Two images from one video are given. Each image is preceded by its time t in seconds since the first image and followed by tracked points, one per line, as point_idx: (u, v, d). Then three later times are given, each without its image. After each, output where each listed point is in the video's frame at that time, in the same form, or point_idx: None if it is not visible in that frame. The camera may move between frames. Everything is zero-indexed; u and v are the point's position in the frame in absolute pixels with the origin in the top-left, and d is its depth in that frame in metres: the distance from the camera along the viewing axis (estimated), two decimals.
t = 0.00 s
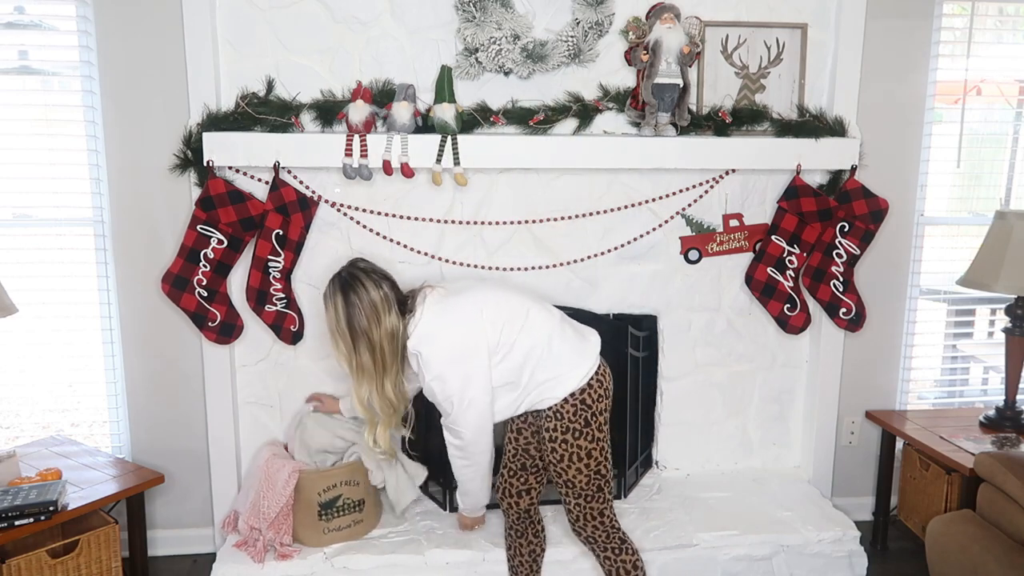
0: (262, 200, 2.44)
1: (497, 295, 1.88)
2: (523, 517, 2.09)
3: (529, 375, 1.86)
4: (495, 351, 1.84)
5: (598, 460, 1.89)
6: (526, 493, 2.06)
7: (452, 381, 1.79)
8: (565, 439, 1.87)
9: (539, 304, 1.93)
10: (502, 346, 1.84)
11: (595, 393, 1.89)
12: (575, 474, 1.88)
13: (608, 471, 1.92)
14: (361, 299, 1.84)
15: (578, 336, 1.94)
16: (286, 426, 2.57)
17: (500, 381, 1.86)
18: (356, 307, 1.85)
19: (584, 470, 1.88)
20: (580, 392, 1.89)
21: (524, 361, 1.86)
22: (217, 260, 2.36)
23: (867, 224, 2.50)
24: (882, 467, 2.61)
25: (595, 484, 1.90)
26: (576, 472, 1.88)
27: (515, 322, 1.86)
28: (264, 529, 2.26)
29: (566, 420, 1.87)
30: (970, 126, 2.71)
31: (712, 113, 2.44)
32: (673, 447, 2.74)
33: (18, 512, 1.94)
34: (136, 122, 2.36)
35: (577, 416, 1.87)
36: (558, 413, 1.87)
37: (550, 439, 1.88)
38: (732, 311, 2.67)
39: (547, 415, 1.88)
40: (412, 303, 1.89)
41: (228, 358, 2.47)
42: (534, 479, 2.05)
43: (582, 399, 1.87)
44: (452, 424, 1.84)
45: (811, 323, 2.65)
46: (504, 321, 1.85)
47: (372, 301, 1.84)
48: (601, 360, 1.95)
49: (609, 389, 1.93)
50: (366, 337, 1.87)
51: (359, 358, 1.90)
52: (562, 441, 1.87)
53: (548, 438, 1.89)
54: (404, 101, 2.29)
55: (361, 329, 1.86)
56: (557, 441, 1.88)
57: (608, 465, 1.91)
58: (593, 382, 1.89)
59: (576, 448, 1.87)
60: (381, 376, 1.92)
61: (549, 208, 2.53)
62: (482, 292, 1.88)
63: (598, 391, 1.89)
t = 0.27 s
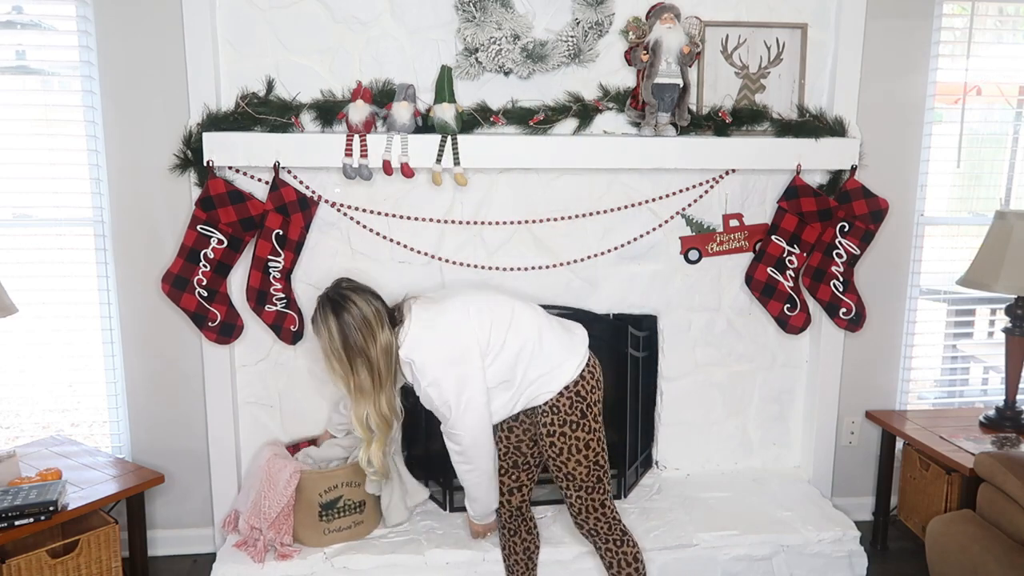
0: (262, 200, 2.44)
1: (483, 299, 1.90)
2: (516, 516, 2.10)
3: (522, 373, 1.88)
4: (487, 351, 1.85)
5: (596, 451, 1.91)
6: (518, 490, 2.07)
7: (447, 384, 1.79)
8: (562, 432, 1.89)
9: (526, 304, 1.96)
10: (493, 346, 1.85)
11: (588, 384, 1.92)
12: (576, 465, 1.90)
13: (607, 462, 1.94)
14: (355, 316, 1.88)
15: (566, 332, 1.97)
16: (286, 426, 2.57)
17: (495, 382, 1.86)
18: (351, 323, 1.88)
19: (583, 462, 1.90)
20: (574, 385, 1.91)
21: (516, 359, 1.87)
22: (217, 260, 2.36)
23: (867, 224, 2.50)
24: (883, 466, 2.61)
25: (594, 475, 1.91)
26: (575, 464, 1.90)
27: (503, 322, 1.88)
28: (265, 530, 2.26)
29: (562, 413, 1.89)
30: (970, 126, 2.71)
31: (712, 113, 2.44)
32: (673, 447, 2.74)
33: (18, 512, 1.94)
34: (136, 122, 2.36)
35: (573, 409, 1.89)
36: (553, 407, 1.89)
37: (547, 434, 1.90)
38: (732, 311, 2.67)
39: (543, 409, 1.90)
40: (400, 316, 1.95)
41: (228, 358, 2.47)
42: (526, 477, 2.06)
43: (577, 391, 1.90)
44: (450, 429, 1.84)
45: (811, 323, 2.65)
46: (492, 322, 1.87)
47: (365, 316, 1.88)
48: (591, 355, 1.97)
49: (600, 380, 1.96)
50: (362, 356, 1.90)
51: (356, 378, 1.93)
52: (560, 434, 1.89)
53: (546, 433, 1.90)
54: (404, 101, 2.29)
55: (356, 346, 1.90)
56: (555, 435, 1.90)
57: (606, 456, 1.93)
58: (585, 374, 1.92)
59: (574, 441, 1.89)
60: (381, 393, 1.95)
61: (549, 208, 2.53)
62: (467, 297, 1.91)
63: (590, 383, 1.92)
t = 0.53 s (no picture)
0: (262, 200, 2.44)
1: (503, 291, 1.91)
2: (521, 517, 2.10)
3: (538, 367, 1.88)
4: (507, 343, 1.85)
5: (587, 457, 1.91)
6: (524, 491, 2.07)
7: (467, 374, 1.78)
8: (563, 432, 1.89)
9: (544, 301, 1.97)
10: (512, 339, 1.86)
11: (598, 389, 1.92)
12: (568, 467, 1.90)
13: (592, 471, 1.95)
14: (372, 297, 1.83)
15: (581, 332, 1.99)
16: (286, 426, 2.57)
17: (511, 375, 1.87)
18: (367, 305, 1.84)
19: (574, 465, 1.90)
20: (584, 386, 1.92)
21: (535, 352, 1.87)
22: (217, 260, 2.36)
23: (867, 224, 2.50)
24: (882, 467, 2.61)
25: (580, 481, 1.92)
26: (565, 465, 1.90)
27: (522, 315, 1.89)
28: (263, 529, 2.25)
29: (566, 413, 1.89)
30: (970, 126, 2.71)
31: (712, 113, 2.44)
32: (673, 447, 2.74)
33: (18, 512, 1.94)
34: (136, 122, 2.36)
35: (580, 410, 1.89)
36: (562, 406, 1.89)
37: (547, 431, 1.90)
38: (732, 311, 2.67)
39: (549, 407, 1.90)
40: (418, 300, 1.90)
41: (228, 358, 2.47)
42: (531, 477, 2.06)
43: (587, 394, 1.90)
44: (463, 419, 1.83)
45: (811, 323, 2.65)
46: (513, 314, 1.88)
47: (382, 298, 1.84)
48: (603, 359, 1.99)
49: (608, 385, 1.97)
50: (376, 337, 1.85)
51: (368, 359, 1.89)
52: (561, 433, 1.89)
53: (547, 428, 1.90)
54: (404, 101, 2.29)
55: (372, 328, 1.85)
56: (553, 433, 1.89)
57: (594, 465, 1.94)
58: (597, 379, 1.92)
59: (570, 442, 1.89)
60: (393, 376, 1.90)
61: (549, 208, 2.53)
62: (487, 288, 1.91)
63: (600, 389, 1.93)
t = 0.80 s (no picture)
0: (262, 200, 2.44)
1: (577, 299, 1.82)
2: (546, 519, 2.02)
3: (612, 379, 1.80)
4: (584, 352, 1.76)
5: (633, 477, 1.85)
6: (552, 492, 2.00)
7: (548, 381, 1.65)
8: (621, 447, 1.80)
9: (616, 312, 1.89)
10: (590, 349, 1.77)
11: (662, 410, 1.85)
12: (612, 483, 1.83)
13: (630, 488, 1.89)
14: (435, 304, 1.66)
15: (652, 348, 1.92)
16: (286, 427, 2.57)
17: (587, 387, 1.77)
18: (429, 312, 1.67)
19: (618, 482, 1.83)
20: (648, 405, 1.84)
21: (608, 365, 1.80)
22: (217, 260, 2.36)
23: (867, 224, 2.50)
24: (883, 467, 2.61)
25: (616, 497, 1.86)
26: (612, 482, 1.82)
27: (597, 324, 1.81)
28: (252, 527, 2.27)
29: (628, 430, 1.80)
30: (970, 126, 2.71)
31: (712, 113, 2.44)
32: (673, 447, 2.74)
33: (18, 512, 1.94)
34: (136, 122, 2.36)
35: (643, 428, 1.81)
36: (625, 421, 1.80)
37: (599, 440, 1.80)
38: (732, 311, 2.67)
39: (609, 420, 1.81)
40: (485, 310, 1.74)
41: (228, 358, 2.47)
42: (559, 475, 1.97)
43: (652, 413, 1.82)
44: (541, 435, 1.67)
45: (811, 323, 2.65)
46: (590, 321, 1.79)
47: (445, 305, 1.67)
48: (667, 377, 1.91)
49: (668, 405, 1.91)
50: (436, 346, 1.69)
51: (426, 367, 1.71)
52: (617, 448, 1.80)
53: (602, 439, 1.80)
54: (404, 101, 2.29)
55: (432, 336, 1.68)
56: (608, 446, 1.80)
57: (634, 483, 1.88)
58: (663, 401, 1.85)
59: (624, 459, 1.81)
60: (451, 389, 1.73)
61: (548, 208, 2.53)
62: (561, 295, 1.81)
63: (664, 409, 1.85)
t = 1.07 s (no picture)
0: (262, 200, 2.44)
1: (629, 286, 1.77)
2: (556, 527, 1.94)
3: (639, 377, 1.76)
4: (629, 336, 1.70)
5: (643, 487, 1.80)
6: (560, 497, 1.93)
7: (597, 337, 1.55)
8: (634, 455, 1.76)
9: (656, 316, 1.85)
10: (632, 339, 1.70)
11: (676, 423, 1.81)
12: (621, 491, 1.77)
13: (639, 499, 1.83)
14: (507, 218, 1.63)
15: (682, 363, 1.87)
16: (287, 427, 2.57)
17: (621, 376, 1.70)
18: (499, 227, 1.63)
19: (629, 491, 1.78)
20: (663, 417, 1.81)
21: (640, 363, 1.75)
22: (217, 260, 2.36)
23: (867, 224, 2.50)
24: (883, 466, 2.61)
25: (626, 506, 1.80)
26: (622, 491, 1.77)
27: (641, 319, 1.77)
28: (251, 526, 2.27)
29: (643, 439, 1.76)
30: (970, 126, 2.71)
31: (712, 113, 2.44)
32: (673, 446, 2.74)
33: (18, 513, 1.94)
34: (137, 121, 2.36)
35: (656, 438, 1.77)
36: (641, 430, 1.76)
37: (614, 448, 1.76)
38: (732, 311, 2.67)
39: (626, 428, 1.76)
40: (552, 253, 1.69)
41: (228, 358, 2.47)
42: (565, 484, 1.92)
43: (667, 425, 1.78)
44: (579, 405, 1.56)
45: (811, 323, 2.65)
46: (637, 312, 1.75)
47: (517, 227, 1.63)
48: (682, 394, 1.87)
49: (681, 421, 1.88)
50: (497, 255, 1.64)
51: (478, 279, 1.66)
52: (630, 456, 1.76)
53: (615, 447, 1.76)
54: (404, 101, 2.29)
55: (494, 244, 1.64)
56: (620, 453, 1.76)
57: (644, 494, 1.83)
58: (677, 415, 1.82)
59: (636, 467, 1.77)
60: (496, 312, 1.67)
61: (548, 208, 2.53)
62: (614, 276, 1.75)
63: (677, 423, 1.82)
